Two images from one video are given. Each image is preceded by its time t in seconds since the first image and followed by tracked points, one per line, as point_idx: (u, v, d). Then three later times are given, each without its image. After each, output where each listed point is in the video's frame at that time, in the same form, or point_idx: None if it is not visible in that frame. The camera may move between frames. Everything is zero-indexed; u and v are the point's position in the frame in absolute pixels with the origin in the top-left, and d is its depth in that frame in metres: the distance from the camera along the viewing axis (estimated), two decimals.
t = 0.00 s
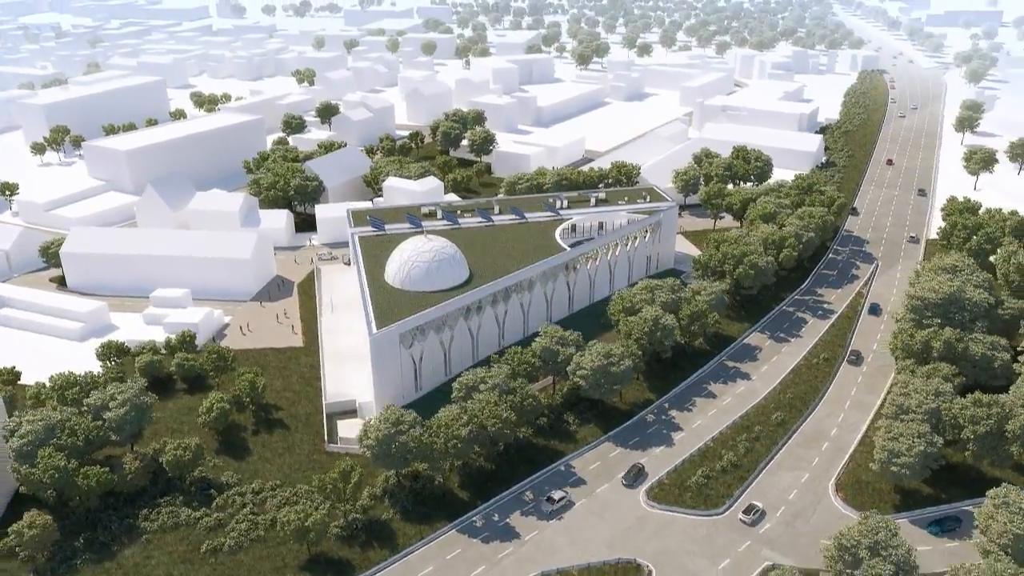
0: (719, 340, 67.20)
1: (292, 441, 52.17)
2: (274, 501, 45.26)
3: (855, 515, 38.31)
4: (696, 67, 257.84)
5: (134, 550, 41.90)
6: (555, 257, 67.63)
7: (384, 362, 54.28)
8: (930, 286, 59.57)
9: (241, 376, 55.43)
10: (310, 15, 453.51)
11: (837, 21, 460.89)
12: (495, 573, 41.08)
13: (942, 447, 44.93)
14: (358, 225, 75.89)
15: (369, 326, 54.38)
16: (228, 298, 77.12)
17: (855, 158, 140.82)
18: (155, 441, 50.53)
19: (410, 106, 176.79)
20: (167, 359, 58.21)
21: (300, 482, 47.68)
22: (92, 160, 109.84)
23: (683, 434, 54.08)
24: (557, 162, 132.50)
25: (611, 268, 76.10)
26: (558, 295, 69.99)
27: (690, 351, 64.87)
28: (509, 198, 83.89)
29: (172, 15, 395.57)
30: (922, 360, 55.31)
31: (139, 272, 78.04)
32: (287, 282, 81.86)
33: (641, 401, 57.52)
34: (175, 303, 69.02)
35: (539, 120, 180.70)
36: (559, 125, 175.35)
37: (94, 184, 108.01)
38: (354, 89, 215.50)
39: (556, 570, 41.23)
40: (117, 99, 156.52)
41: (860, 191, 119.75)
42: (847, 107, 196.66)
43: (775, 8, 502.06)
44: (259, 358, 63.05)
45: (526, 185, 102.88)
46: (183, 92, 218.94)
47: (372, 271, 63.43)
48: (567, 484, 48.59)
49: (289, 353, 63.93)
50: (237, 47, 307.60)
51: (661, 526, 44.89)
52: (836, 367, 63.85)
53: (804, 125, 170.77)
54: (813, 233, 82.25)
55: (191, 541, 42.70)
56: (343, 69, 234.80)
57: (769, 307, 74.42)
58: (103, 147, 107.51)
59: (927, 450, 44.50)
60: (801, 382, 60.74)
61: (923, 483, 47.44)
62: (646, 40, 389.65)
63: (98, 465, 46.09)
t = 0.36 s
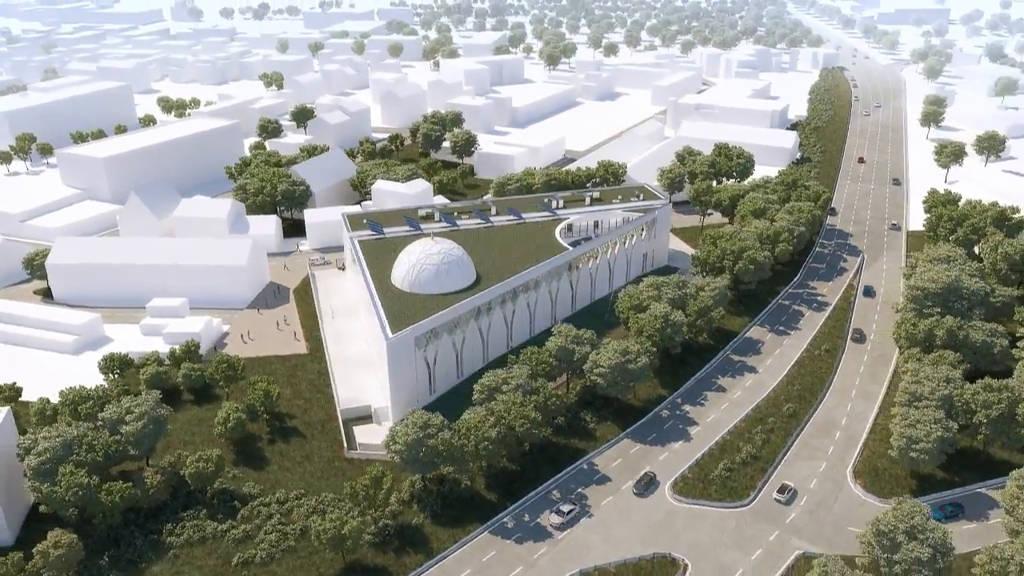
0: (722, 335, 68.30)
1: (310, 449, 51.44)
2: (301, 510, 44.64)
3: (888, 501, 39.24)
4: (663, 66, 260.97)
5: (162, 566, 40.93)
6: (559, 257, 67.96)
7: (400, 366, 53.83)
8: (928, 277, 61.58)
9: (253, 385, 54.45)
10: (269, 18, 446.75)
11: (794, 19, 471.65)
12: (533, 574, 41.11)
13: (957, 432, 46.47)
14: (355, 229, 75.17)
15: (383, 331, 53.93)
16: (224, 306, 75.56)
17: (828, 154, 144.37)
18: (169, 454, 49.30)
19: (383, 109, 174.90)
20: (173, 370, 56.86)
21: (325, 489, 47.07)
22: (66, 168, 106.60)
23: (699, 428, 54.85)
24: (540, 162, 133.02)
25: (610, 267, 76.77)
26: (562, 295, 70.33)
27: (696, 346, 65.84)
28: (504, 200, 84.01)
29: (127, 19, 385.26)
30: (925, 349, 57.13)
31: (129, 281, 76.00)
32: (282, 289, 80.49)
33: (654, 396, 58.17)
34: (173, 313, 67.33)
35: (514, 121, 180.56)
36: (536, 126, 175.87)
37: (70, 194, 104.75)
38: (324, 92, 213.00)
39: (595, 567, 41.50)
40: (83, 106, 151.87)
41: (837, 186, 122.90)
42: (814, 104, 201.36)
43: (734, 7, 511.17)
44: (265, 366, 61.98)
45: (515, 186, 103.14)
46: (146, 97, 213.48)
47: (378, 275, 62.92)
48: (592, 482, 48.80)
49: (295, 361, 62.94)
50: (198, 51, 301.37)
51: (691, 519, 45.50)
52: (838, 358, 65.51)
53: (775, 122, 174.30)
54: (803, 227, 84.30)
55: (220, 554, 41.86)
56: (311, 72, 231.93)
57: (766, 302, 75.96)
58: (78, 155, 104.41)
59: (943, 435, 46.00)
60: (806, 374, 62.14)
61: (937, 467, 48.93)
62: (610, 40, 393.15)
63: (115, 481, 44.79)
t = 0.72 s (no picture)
0: (724, 330, 69.52)
1: (330, 456, 50.83)
2: (331, 518, 44.09)
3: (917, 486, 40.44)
4: (631, 66, 263.67)
5: None
6: (563, 256, 68.33)
7: (417, 369, 53.43)
8: (923, 267, 63.92)
9: (267, 394, 53.57)
10: (227, 21, 438.63)
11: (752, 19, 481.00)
12: (572, 572, 41.31)
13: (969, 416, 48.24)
14: (354, 233, 74.42)
15: (399, 335, 53.51)
16: (220, 315, 74.01)
17: (801, 150, 147.88)
18: (186, 467, 48.15)
19: (357, 111, 172.73)
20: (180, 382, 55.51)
21: (351, 497, 46.52)
22: (40, 178, 103.29)
23: (714, 422, 55.79)
24: (522, 163, 133.39)
25: (609, 265, 77.44)
26: (565, 294, 70.65)
27: (701, 341, 66.92)
28: (499, 201, 84.14)
29: (78, 22, 373.06)
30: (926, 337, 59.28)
31: (120, 292, 74.05)
32: (278, 295, 79.09)
33: (667, 392, 58.93)
34: (173, 323, 65.66)
35: (490, 121, 180.12)
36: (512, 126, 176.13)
37: (45, 204, 101.45)
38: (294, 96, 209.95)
39: (633, 562, 41.98)
40: (47, 113, 146.96)
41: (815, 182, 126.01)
42: (782, 102, 205.67)
43: (694, 6, 519.05)
44: (273, 374, 60.92)
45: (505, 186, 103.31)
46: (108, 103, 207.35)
47: (385, 279, 62.44)
48: (617, 478, 49.20)
49: (302, 368, 62.02)
50: (158, 56, 294.30)
51: (719, 511, 46.25)
52: (838, 349, 67.37)
53: (746, 120, 177.58)
54: (792, 223, 86.55)
55: (252, 567, 41.08)
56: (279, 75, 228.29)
57: (762, 296, 77.66)
58: (52, 164, 101.29)
59: (957, 420, 47.72)
60: (810, 366, 63.72)
61: (948, 452, 50.66)
62: (574, 40, 395.47)
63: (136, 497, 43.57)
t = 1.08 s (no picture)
0: (726, 325, 70.71)
1: (353, 463, 50.31)
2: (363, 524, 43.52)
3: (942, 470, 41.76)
4: (600, 66, 265.97)
5: None
6: (567, 256, 68.85)
7: (435, 372, 53.35)
8: (919, 259, 66.22)
9: (283, 402, 52.72)
10: (183, 24, 429.04)
11: (710, 18, 488.88)
12: (610, 569, 41.60)
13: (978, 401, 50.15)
14: (353, 237, 73.84)
15: (416, 338, 53.39)
16: (218, 324, 72.57)
17: (775, 148, 151.21)
18: (207, 479, 47.16)
19: (331, 114, 170.55)
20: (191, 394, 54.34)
21: (380, 503, 46.08)
22: (13, 188, 99.93)
23: (728, 415, 56.77)
24: (503, 163, 133.74)
25: (607, 264, 78.29)
26: (569, 293, 71.15)
27: (705, 336, 68.02)
28: (495, 202, 84.40)
29: (27, 25, 360.24)
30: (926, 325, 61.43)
31: (113, 303, 72.05)
32: (274, 302, 77.85)
33: (679, 387, 59.76)
34: (174, 333, 64.02)
35: (466, 122, 179.65)
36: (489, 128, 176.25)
37: (19, 215, 98.15)
38: (263, 99, 206.76)
39: (669, 555, 42.53)
40: (10, 120, 142.02)
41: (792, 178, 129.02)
42: (750, 100, 209.65)
43: (653, 6, 525.45)
44: (281, 382, 60.04)
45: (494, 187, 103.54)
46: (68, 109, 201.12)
47: (394, 282, 62.14)
48: (641, 474, 49.69)
49: (311, 375, 61.29)
50: (116, 60, 286.47)
51: (745, 503, 47.10)
52: (837, 341, 69.25)
53: (718, 118, 180.54)
54: (781, 218, 88.64)
55: None
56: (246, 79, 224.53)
57: (757, 291, 79.30)
58: (25, 173, 98.06)
59: (968, 406, 49.56)
60: (813, 358, 65.39)
61: (957, 437, 52.52)
62: (539, 41, 396.90)
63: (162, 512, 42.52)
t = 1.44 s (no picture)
0: (727, 320, 71.97)
1: (376, 468, 49.86)
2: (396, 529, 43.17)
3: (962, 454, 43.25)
4: (568, 66, 267.59)
5: None
6: (571, 256, 69.38)
7: (454, 373, 53.25)
8: (912, 250, 68.72)
9: (301, 410, 51.98)
10: (137, 28, 418.57)
11: (670, 18, 495.01)
12: (648, 564, 42.09)
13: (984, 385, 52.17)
14: (353, 241, 73.25)
15: (434, 341, 53.14)
16: (217, 332, 71.04)
17: (749, 145, 154.26)
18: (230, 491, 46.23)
19: (304, 118, 167.81)
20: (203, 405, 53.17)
21: (409, 508, 45.79)
22: None
23: (741, 408, 57.90)
24: (485, 165, 133.19)
25: (606, 261, 79.11)
26: (572, 292, 71.62)
27: (708, 332, 69.22)
28: (490, 203, 84.64)
29: None
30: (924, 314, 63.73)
31: (108, 314, 70.00)
32: (271, 308, 76.53)
33: (690, 382, 60.69)
34: (176, 344, 62.56)
35: (441, 124, 178.87)
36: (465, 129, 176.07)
37: None
38: (232, 103, 203.11)
39: (703, 547, 43.25)
40: None
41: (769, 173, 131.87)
42: (718, 99, 213.20)
43: (612, 7, 530.18)
44: (292, 390, 59.16)
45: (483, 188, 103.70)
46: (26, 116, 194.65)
47: (403, 285, 61.83)
48: (664, 469, 50.30)
49: (322, 381, 60.57)
50: (72, 65, 278.08)
51: (769, 494, 48.11)
52: (835, 333, 71.23)
53: (690, 117, 183.29)
54: (770, 214, 90.65)
55: None
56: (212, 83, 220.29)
57: (752, 286, 80.98)
58: None
59: (975, 390, 51.52)
60: (815, 350, 67.10)
61: (963, 421, 54.49)
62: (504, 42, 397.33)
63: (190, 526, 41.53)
